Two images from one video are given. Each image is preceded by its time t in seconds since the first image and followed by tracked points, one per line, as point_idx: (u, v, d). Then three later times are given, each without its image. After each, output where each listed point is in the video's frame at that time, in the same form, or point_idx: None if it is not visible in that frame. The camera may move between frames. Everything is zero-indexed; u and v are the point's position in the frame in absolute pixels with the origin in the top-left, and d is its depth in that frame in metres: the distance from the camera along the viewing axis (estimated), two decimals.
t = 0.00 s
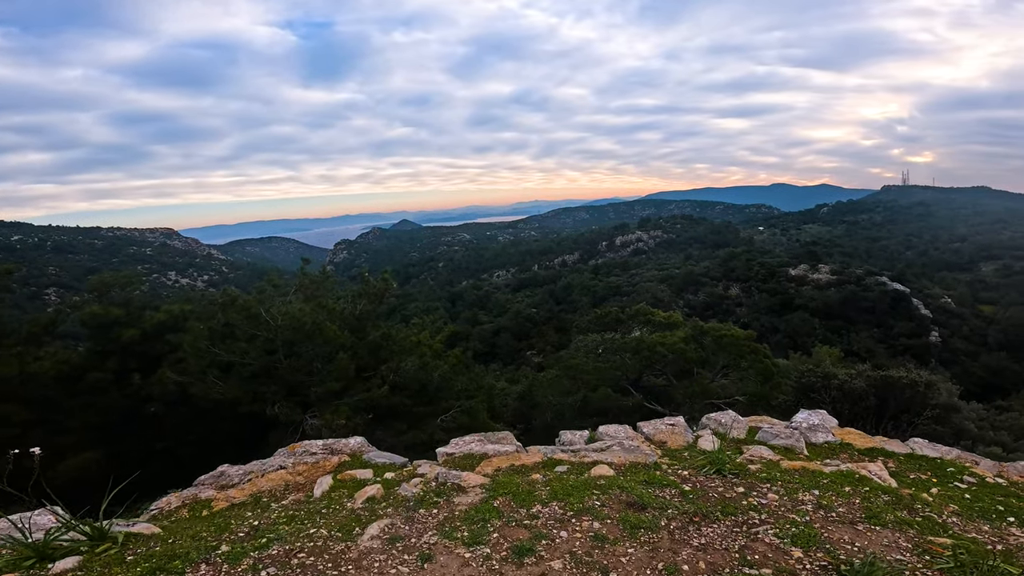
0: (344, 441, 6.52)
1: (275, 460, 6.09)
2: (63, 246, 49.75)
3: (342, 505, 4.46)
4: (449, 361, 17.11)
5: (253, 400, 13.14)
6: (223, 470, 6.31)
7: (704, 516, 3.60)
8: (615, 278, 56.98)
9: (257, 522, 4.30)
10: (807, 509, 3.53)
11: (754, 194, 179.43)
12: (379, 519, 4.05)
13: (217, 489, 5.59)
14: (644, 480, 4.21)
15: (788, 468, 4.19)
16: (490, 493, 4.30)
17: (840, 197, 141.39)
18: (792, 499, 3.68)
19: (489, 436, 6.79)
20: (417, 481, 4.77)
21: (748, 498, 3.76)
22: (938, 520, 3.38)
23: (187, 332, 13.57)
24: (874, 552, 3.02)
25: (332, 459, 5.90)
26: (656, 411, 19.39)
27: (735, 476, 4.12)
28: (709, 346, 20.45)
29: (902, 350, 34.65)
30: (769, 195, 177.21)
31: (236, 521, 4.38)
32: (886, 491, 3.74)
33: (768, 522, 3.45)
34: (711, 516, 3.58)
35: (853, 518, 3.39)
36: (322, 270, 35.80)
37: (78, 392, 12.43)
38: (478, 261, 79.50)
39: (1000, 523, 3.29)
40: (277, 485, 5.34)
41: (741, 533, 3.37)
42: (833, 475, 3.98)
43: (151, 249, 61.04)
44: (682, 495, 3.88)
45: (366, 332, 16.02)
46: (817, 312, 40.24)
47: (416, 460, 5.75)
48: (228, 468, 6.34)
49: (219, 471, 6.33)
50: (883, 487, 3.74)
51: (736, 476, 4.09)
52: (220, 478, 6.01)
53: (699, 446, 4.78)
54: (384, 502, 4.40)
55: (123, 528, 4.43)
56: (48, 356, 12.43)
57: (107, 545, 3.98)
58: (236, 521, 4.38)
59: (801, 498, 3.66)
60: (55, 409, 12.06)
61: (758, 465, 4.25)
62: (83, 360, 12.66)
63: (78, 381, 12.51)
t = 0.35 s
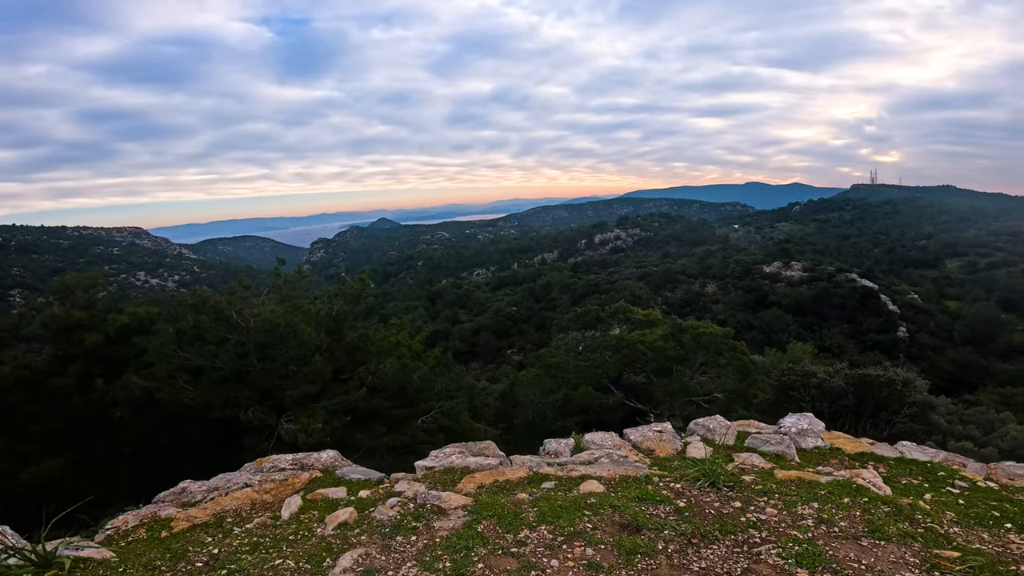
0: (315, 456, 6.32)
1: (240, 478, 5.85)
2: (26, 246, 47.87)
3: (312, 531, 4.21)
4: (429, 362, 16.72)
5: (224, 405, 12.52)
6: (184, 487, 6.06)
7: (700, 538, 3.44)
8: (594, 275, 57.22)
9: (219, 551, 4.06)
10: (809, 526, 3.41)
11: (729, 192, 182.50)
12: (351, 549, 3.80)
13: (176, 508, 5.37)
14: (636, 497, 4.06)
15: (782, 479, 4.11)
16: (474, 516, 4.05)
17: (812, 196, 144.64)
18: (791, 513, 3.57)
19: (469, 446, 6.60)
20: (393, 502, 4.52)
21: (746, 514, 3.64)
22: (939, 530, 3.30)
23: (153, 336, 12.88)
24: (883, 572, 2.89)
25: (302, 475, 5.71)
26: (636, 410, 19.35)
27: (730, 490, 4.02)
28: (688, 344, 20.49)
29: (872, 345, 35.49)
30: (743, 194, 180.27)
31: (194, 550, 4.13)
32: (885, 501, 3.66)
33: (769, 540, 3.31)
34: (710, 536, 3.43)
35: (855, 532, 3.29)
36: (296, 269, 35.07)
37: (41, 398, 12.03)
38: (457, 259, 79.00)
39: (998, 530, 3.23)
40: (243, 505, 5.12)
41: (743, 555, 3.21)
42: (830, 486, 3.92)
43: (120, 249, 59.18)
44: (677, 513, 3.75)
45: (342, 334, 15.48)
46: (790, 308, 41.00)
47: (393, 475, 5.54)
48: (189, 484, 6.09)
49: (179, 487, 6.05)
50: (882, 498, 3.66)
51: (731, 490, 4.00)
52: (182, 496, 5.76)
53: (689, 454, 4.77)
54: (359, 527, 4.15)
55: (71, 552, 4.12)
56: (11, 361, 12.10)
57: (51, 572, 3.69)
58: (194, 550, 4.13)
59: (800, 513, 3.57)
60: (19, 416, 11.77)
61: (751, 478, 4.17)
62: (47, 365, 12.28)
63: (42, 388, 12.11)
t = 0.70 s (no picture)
0: (284, 467, 6.12)
1: (203, 491, 5.59)
2: None
3: (278, 554, 3.95)
4: (408, 362, 16.39)
5: (195, 410, 11.99)
6: (142, 500, 5.73)
7: (696, 553, 3.30)
8: (573, 274, 57.33)
9: None
10: (808, 535, 3.35)
11: (705, 191, 185.04)
12: (324, 572, 3.58)
13: (133, 524, 5.07)
14: (626, 508, 3.96)
15: (775, 485, 4.11)
16: (455, 535, 3.84)
17: (785, 194, 147.63)
18: (788, 522, 3.53)
19: (448, 453, 6.43)
20: (369, 519, 4.32)
21: (742, 524, 3.57)
22: (938, 535, 3.30)
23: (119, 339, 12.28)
24: None
25: (269, 489, 5.49)
26: (617, 408, 19.32)
27: (722, 499, 3.94)
28: (666, 341, 20.51)
29: (843, 340, 36.30)
30: (719, 192, 183.01)
31: (150, 572, 3.87)
32: (880, 506, 3.67)
33: (767, 552, 3.21)
34: (706, 551, 3.31)
35: (854, 540, 3.26)
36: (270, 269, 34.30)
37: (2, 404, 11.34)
38: (435, 259, 78.38)
39: (993, 532, 3.25)
40: (207, 521, 4.87)
41: (742, 570, 3.10)
42: (823, 492, 3.92)
43: (85, 249, 57.18)
44: (670, 525, 3.64)
45: (318, 335, 15.04)
46: (763, 305, 41.64)
47: (369, 486, 5.33)
48: (147, 498, 5.77)
49: (137, 502, 5.73)
50: (877, 502, 3.67)
51: (722, 497, 3.96)
52: (140, 510, 5.46)
53: (677, 459, 4.83)
54: (333, 548, 3.92)
55: (16, 573, 3.81)
56: None
57: None
58: (150, 572, 3.86)
59: (795, 521, 3.52)
60: None
61: (743, 485, 4.14)
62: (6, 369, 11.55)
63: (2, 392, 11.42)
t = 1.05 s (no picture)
0: (246, 486, 5.82)
1: (157, 512, 5.24)
2: None
3: None
4: (383, 368, 15.97)
5: (159, 421, 11.30)
6: (92, 520, 5.34)
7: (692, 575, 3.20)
8: (549, 275, 57.36)
9: None
10: (806, 549, 3.36)
11: (676, 193, 188.11)
12: None
13: (82, 546, 4.71)
14: (614, 525, 3.86)
15: (766, 496, 4.19)
16: (432, 562, 3.62)
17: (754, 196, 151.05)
18: (784, 535, 3.55)
19: (425, 465, 6.27)
20: (341, 542, 4.10)
21: (736, 538, 3.55)
22: (934, 542, 3.46)
23: (75, 349, 11.57)
24: None
25: (230, 509, 5.19)
26: (594, 409, 19.28)
27: (713, 513, 3.94)
28: (642, 342, 20.52)
29: (810, 338, 37.17)
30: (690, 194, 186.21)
31: None
32: (873, 514, 3.82)
33: (766, 569, 3.18)
34: (702, 569, 3.24)
35: (854, 552, 3.31)
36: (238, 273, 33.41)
37: None
38: (410, 261, 77.55)
39: (985, 535, 3.50)
40: (162, 544, 4.55)
41: None
42: (816, 501, 4.02)
43: (41, 254, 54.62)
44: (662, 542, 3.58)
45: (288, 341, 14.49)
46: (734, 305, 42.31)
47: (341, 505, 5.13)
48: (98, 517, 5.38)
49: (87, 521, 5.34)
50: (869, 511, 3.82)
51: (714, 510, 3.96)
52: (90, 530, 5.07)
53: (663, 467, 5.02)
54: None
55: None
56: None
57: None
58: None
59: (792, 534, 3.55)
60: None
61: (733, 497, 4.19)
62: None
63: None
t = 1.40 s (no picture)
0: (212, 506, 5.54)
1: (116, 534, 4.93)
2: None
3: None
4: (356, 374, 15.59)
5: (119, 432, 10.66)
6: (46, 541, 4.98)
7: None
8: (523, 278, 57.35)
9: None
10: (801, 559, 3.44)
11: (647, 195, 190.97)
12: None
13: (38, 569, 4.39)
14: (603, 542, 3.79)
15: (753, 504, 4.33)
16: None
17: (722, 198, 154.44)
18: (777, 545, 3.62)
19: (402, 480, 6.18)
20: (318, 566, 3.92)
21: (728, 551, 3.57)
22: (924, 546, 3.69)
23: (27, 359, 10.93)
24: None
25: (194, 531, 4.91)
26: (570, 411, 19.30)
27: (701, 524, 4.00)
28: (616, 344, 20.59)
29: (776, 336, 38.09)
30: (660, 196, 189.23)
31: None
32: (861, 520, 4.01)
33: None
34: None
35: (849, 562, 3.41)
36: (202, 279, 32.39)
37: None
38: (382, 265, 76.56)
39: (972, 537, 3.79)
40: (121, 570, 4.26)
41: None
42: (805, 508, 4.19)
43: None
44: (652, 557, 3.55)
45: (256, 348, 13.96)
46: (704, 305, 43.00)
47: (313, 525, 4.93)
48: (52, 538, 5.03)
49: (41, 543, 4.98)
50: (858, 517, 4.00)
51: (703, 521, 4.01)
52: (44, 553, 4.73)
53: (646, 475, 5.23)
54: None
55: None
56: None
57: None
58: None
59: (784, 544, 3.63)
60: None
61: (722, 506, 4.28)
62: None
63: None
